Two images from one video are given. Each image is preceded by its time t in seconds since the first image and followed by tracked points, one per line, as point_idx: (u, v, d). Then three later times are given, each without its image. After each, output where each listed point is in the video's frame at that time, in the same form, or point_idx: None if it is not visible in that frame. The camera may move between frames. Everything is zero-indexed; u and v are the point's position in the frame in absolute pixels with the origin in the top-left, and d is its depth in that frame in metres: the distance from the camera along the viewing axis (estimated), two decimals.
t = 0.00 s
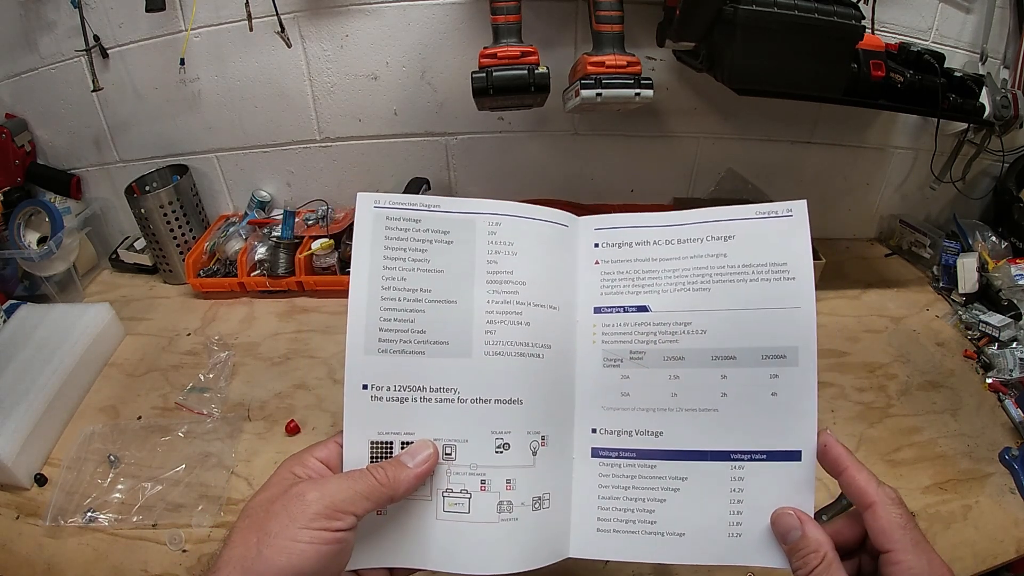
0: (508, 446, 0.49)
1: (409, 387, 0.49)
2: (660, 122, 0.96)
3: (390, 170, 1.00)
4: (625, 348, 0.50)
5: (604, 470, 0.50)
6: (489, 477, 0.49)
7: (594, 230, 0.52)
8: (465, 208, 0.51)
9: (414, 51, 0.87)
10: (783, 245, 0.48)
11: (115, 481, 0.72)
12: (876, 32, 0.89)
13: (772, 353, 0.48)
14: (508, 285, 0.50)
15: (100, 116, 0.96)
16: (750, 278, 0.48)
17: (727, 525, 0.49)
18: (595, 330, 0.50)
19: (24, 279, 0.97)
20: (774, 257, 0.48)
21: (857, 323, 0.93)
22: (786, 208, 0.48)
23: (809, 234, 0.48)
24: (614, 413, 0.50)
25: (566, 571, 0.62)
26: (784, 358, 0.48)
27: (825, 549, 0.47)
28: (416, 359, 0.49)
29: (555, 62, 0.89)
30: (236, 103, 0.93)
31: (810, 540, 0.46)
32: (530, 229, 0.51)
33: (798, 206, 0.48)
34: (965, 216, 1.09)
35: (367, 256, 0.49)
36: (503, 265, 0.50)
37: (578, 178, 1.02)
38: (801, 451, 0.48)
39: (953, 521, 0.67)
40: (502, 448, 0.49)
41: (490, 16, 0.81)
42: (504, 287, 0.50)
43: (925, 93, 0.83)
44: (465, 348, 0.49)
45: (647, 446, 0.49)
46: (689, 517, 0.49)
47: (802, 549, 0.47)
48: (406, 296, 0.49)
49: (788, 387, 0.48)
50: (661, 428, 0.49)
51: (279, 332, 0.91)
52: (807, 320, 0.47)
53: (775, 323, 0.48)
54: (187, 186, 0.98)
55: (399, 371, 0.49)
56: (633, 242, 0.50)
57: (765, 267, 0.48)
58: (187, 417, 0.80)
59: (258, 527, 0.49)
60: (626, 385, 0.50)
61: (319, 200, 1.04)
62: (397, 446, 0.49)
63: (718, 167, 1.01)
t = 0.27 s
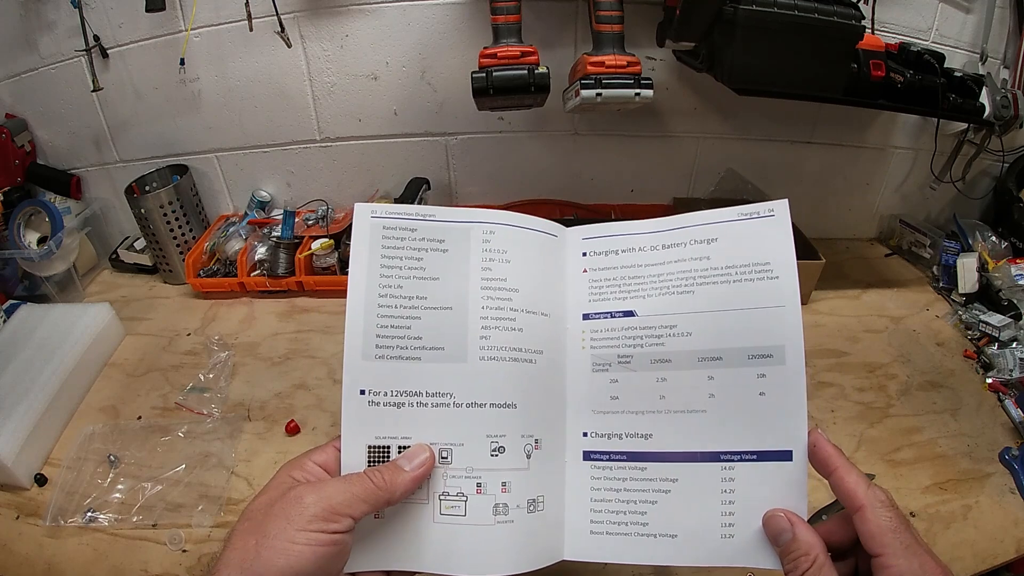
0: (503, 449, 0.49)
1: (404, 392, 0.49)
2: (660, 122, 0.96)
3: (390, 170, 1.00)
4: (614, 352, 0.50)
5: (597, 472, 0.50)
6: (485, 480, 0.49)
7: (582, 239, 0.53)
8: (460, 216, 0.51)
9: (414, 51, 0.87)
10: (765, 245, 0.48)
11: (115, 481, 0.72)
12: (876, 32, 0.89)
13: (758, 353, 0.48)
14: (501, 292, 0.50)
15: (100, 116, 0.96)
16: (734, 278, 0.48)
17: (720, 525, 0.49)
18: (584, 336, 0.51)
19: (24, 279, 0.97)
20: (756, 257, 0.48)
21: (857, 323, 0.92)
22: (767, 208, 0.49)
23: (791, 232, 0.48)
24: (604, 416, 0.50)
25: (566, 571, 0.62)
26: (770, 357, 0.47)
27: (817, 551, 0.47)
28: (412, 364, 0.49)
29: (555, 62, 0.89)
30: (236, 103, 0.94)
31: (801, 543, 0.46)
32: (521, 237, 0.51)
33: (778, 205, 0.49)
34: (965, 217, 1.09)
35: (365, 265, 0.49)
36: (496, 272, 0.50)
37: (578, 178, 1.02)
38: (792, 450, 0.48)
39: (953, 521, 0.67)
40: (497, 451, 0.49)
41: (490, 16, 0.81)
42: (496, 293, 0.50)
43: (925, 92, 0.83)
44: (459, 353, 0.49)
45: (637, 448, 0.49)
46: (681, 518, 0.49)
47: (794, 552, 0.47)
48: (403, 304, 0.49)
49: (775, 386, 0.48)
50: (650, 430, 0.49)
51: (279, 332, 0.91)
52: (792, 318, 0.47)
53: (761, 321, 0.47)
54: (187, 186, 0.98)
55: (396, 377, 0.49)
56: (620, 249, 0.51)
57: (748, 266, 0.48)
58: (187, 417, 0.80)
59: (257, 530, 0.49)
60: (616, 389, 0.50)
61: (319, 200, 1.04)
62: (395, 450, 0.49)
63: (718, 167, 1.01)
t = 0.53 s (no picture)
0: (505, 448, 0.49)
1: (403, 388, 0.49)
2: (660, 122, 0.96)
3: (390, 170, 1.00)
4: (623, 351, 0.50)
5: (602, 473, 0.50)
6: (486, 479, 0.49)
7: (593, 232, 0.52)
8: (464, 211, 0.51)
9: (414, 51, 0.87)
10: (781, 248, 0.48)
11: (115, 481, 0.73)
12: (876, 32, 0.89)
13: (770, 356, 0.48)
14: (505, 288, 0.50)
15: (100, 116, 0.96)
16: (748, 281, 0.48)
17: (726, 528, 0.49)
18: (593, 333, 0.51)
19: (24, 279, 0.97)
20: (771, 259, 0.48)
21: (857, 323, 0.92)
22: (784, 211, 0.48)
23: (807, 237, 0.48)
24: (612, 415, 0.50)
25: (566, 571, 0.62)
26: (782, 361, 0.48)
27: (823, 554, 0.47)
28: (413, 361, 0.49)
29: (555, 62, 0.89)
30: (236, 103, 0.94)
31: (807, 545, 0.46)
32: (528, 233, 0.51)
33: (796, 208, 0.48)
34: (965, 217, 1.09)
35: (365, 261, 0.49)
36: (500, 268, 0.50)
37: (578, 178, 1.02)
38: (799, 455, 0.48)
39: (953, 521, 0.67)
40: (499, 449, 0.49)
41: (490, 16, 0.81)
42: (500, 290, 0.50)
43: (925, 92, 0.83)
44: (461, 350, 0.49)
45: (644, 449, 0.49)
46: (687, 520, 0.49)
47: (800, 554, 0.47)
48: (405, 299, 0.49)
49: (785, 388, 0.48)
50: (659, 431, 0.49)
51: (278, 332, 0.91)
52: (805, 323, 0.47)
53: (776, 324, 0.48)
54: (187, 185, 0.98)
55: (397, 373, 0.49)
56: (630, 245, 0.51)
57: (763, 270, 0.48)
58: (187, 417, 0.80)
59: (255, 527, 0.49)
60: (625, 388, 0.50)
61: (319, 200, 1.04)
62: (395, 447, 0.49)
63: (718, 167, 1.01)
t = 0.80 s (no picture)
0: (502, 442, 0.49)
1: (401, 382, 0.49)
2: (660, 122, 0.96)
3: (390, 170, 1.00)
4: (623, 343, 0.50)
5: (603, 467, 0.50)
6: (484, 473, 0.49)
7: (590, 225, 0.52)
8: (462, 203, 0.51)
9: (414, 51, 0.87)
10: (780, 237, 0.48)
11: (115, 481, 0.73)
12: (876, 32, 0.89)
13: (772, 346, 0.48)
14: (502, 282, 0.50)
15: (100, 116, 0.96)
16: (748, 271, 0.48)
17: (730, 522, 0.49)
18: (592, 326, 0.51)
19: (24, 279, 0.97)
20: (770, 249, 0.48)
21: (857, 323, 0.92)
22: (783, 199, 0.48)
23: (806, 225, 0.48)
24: (612, 409, 0.50)
25: (566, 571, 0.62)
26: (785, 351, 0.47)
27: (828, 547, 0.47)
28: (410, 355, 0.49)
29: (555, 62, 0.89)
30: (237, 103, 0.94)
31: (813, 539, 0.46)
32: (526, 225, 0.51)
33: (795, 197, 0.48)
34: (965, 217, 1.09)
35: (362, 254, 0.49)
36: (498, 261, 0.50)
37: (578, 178, 1.01)
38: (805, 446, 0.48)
39: (953, 521, 0.67)
40: (497, 444, 0.49)
41: (490, 16, 0.81)
42: (498, 283, 0.50)
43: (925, 92, 0.83)
44: (458, 344, 0.49)
45: (647, 442, 0.50)
46: (688, 515, 0.49)
47: (806, 548, 0.47)
48: (403, 292, 0.49)
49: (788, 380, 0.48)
50: (660, 424, 0.49)
51: (278, 332, 0.91)
52: (806, 312, 0.47)
53: (777, 314, 0.47)
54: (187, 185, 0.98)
55: (393, 367, 0.49)
56: (628, 237, 0.51)
57: (763, 259, 0.48)
58: (187, 417, 0.80)
59: (250, 522, 0.50)
60: (625, 380, 0.50)
61: (319, 200, 1.04)
62: (391, 442, 0.49)
63: (718, 167, 1.01)
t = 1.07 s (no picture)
0: (511, 437, 0.49)
1: (408, 375, 0.49)
2: (660, 122, 0.96)
3: (389, 170, 1.00)
4: (627, 339, 0.50)
5: (607, 465, 0.50)
6: (492, 468, 0.49)
7: (596, 220, 0.52)
8: (470, 195, 0.51)
9: (414, 51, 0.87)
10: (788, 232, 0.48)
11: (115, 481, 0.73)
12: (876, 32, 0.89)
13: (777, 342, 0.47)
14: (511, 274, 0.50)
15: (100, 116, 0.96)
16: (755, 266, 0.48)
17: (733, 520, 0.49)
18: (597, 321, 0.51)
19: (24, 279, 0.97)
20: (777, 243, 0.48)
21: (857, 323, 0.92)
22: (790, 194, 0.48)
23: (814, 220, 0.47)
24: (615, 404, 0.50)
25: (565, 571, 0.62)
26: (791, 348, 0.47)
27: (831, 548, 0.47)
28: (417, 347, 0.49)
29: (555, 62, 0.88)
30: (236, 103, 0.94)
31: (817, 540, 0.46)
32: (535, 218, 0.51)
33: (802, 191, 0.48)
34: (965, 217, 1.09)
35: (371, 243, 0.49)
36: (506, 253, 0.50)
37: (578, 177, 1.01)
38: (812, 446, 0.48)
39: (953, 521, 0.66)
40: (505, 438, 0.49)
41: (490, 16, 0.81)
42: (507, 275, 0.50)
43: (925, 92, 0.83)
44: (467, 336, 0.49)
45: (652, 440, 0.50)
46: (692, 512, 0.49)
47: (810, 549, 0.47)
48: (410, 283, 0.49)
49: (794, 377, 0.47)
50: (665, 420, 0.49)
51: (278, 332, 0.91)
52: (813, 308, 0.47)
53: (782, 310, 0.47)
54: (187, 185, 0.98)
55: (401, 359, 0.49)
56: (634, 232, 0.51)
57: (769, 254, 0.48)
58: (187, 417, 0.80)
59: (255, 516, 0.51)
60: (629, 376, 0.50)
61: (319, 200, 1.04)
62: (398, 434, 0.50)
63: (718, 167, 1.01)
